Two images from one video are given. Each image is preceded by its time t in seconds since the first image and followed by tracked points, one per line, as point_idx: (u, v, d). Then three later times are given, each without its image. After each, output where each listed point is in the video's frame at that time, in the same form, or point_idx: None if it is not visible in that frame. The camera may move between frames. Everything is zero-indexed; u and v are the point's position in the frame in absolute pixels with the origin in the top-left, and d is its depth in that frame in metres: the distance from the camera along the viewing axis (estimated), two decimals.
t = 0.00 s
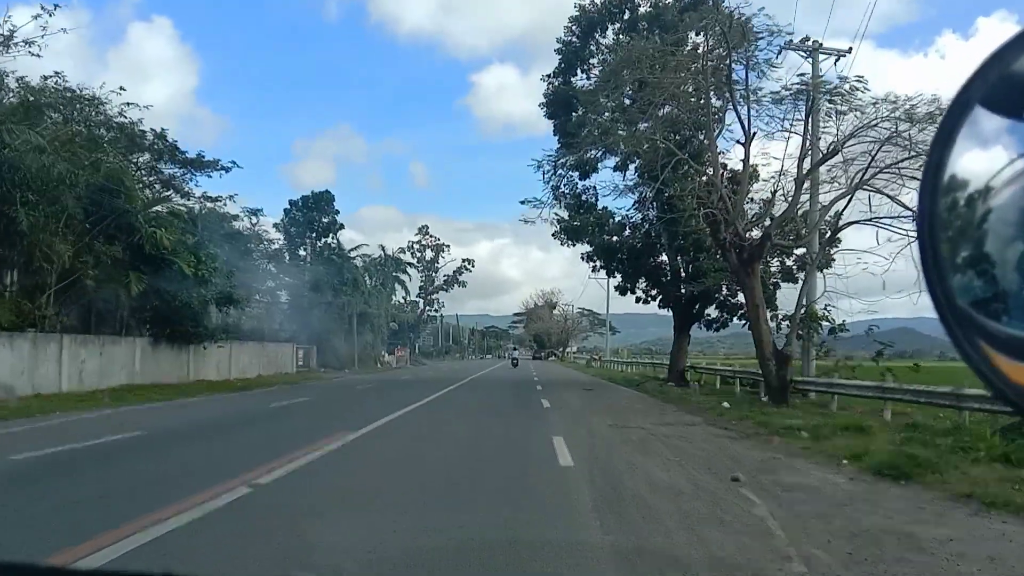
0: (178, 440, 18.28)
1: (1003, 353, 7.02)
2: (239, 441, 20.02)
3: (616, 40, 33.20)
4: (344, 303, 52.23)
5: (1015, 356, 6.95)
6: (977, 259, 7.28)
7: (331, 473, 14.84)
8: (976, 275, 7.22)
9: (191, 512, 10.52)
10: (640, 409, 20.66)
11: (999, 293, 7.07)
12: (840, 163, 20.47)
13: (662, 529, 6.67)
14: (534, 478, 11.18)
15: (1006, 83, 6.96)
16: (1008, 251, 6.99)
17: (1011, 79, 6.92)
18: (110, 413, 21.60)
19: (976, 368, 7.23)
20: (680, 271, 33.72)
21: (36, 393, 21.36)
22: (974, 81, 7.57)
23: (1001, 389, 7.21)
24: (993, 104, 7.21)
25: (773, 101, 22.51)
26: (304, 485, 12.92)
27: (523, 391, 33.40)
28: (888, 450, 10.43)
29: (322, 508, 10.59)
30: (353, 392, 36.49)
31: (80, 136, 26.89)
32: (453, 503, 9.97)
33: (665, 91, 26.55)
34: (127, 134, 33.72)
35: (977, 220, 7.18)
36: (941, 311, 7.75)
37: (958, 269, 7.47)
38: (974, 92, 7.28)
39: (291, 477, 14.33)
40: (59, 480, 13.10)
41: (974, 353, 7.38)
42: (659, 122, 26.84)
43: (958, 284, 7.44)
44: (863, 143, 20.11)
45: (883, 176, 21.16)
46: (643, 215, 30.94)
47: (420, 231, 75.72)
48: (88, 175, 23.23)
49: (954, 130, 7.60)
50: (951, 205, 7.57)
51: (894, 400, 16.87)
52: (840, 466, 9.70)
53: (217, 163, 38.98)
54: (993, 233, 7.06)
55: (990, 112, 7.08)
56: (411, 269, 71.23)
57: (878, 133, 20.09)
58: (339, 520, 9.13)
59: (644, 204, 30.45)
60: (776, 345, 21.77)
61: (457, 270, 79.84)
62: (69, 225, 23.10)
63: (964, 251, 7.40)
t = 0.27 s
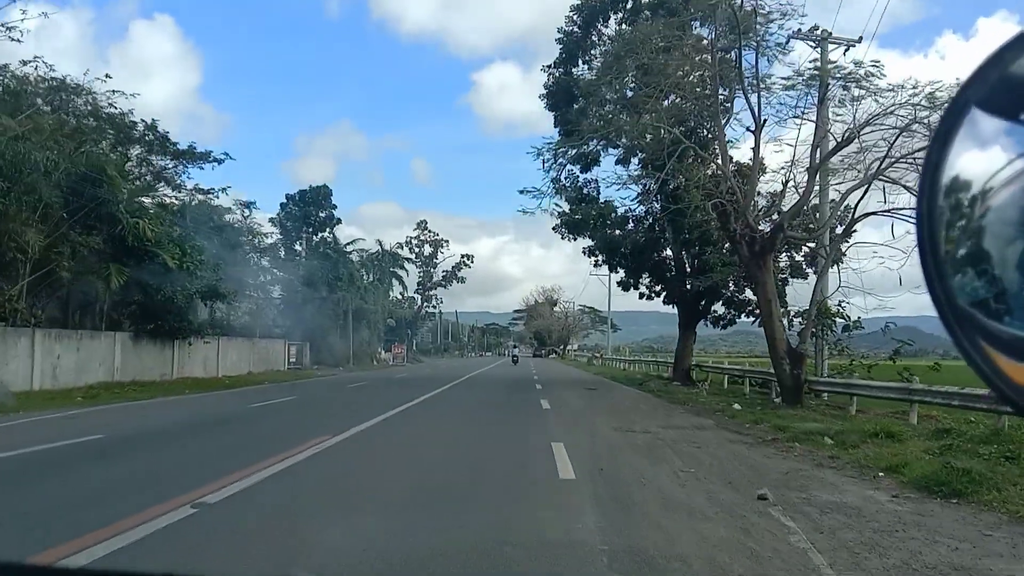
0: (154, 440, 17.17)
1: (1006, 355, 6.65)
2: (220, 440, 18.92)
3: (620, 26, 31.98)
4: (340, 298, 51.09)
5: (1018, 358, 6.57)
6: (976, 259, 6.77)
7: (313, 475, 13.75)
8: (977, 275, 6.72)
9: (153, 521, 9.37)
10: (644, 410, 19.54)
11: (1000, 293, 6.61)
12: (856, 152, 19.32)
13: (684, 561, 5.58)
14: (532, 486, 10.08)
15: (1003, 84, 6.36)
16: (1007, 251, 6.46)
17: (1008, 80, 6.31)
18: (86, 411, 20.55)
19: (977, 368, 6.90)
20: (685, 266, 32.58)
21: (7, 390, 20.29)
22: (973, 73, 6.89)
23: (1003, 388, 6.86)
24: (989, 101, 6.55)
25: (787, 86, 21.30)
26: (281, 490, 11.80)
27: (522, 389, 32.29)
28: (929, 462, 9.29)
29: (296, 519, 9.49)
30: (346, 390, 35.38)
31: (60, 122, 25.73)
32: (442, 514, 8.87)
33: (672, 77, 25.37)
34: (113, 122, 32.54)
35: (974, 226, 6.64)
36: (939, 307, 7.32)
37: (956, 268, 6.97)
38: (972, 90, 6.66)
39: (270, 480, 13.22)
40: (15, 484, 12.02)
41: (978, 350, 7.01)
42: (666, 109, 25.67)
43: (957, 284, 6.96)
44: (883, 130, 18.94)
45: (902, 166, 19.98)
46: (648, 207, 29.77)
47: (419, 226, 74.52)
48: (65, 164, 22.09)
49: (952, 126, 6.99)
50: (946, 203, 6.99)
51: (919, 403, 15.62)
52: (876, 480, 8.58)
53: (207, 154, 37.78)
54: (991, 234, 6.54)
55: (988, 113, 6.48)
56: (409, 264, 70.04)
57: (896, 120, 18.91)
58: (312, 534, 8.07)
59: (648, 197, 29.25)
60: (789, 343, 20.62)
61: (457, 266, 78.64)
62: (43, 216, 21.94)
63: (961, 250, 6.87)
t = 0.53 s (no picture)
0: (133, 444, 16.14)
1: (1005, 351, 7.21)
2: (204, 442, 17.89)
3: (626, 14, 30.87)
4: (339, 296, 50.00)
5: (1013, 356, 7.10)
6: (976, 260, 7.31)
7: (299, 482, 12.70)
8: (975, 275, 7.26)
9: (109, 541, 8.29)
10: (653, 414, 18.46)
11: (998, 294, 7.11)
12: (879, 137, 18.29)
13: None
14: (533, 501, 9.04)
15: (1005, 95, 7.16)
16: (1005, 252, 6.91)
17: (1010, 93, 7.13)
18: (66, 413, 19.54)
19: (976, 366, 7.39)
20: (692, 263, 31.51)
21: None
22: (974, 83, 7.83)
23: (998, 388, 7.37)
24: (992, 104, 7.40)
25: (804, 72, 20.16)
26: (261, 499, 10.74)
27: (524, 390, 31.21)
28: (981, 479, 8.19)
29: (272, 536, 8.44)
30: (343, 391, 34.33)
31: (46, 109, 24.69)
32: (431, 535, 7.82)
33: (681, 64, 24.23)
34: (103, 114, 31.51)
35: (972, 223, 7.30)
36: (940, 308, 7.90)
37: (956, 269, 7.56)
38: (975, 99, 7.47)
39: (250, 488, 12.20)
40: None
41: (975, 348, 7.55)
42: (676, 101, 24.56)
43: (957, 284, 7.56)
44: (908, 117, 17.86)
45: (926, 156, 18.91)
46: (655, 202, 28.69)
47: (420, 224, 73.47)
48: (42, 158, 21.12)
49: (954, 135, 7.78)
50: (949, 203, 7.66)
51: (951, 408, 14.36)
52: (925, 501, 7.51)
53: (201, 147, 36.73)
54: (990, 230, 7.00)
55: (991, 120, 7.22)
56: (411, 262, 68.91)
57: (922, 107, 17.83)
58: (282, 557, 7.10)
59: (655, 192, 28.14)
60: (805, 343, 19.50)
61: (459, 265, 77.58)
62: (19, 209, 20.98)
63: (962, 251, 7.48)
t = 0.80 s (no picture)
0: (99, 452, 15.01)
1: (1005, 352, 7.42)
2: (177, 448, 16.75)
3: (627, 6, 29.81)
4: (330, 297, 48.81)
5: (1014, 355, 7.28)
6: (977, 262, 7.53)
7: (274, 498, 11.59)
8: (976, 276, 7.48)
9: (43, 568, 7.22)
10: (655, 424, 17.37)
11: (999, 295, 7.31)
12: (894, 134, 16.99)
13: None
14: (529, 525, 7.96)
15: (1001, 99, 7.43)
16: (1005, 252, 7.12)
17: (1006, 98, 7.42)
18: (33, 416, 18.39)
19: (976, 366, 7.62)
20: (694, 265, 30.40)
21: None
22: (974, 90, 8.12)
23: (1002, 388, 7.53)
24: (990, 110, 7.65)
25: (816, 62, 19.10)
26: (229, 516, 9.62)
27: (520, 395, 30.06)
28: None
29: (232, 567, 7.35)
30: (332, 394, 33.14)
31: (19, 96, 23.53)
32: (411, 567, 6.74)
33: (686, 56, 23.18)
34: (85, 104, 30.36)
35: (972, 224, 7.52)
36: (943, 309, 8.10)
37: (957, 270, 7.79)
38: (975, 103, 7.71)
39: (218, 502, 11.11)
40: None
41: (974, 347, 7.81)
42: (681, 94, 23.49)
43: (958, 284, 7.77)
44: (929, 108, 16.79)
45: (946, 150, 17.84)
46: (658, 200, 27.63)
47: (415, 224, 72.31)
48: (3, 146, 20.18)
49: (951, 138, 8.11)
50: (949, 206, 7.93)
51: (981, 420, 13.28)
52: (984, 536, 6.43)
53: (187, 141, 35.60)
54: (990, 233, 7.21)
55: (989, 120, 7.48)
56: (405, 263, 67.66)
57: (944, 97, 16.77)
58: None
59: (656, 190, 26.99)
60: (817, 349, 18.42)
61: (454, 266, 76.43)
62: None
63: (964, 253, 7.69)
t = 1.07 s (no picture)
0: (56, 449, 13.90)
1: (1004, 354, 6.32)
2: (149, 444, 15.70)
3: None
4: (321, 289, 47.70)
5: (1014, 356, 6.19)
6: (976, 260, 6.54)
7: (236, 492, 10.45)
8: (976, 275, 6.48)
9: None
10: (657, 422, 16.33)
11: (998, 294, 6.28)
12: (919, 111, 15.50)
13: None
14: (528, 539, 6.93)
15: (1004, 86, 6.51)
16: (1005, 250, 6.15)
17: (1008, 83, 6.50)
18: None
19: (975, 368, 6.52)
20: (695, 256, 29.34)
21: None
22: (972, 84, 7.22)
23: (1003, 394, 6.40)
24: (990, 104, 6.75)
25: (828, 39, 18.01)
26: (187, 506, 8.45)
27: (514, 389, 29.05)
28: None
29: None
30: (320, 389, 32.10)
31: None
32: None
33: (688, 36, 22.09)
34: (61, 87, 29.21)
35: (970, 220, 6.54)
36: (942, 313, 7.08)
37: (958, 271, 6.77)
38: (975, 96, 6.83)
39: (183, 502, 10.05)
40: None
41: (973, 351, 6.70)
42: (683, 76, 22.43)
43: (957, 284, 6.76)
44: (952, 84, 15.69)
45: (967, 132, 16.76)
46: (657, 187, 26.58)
47: (408, 215, 71.13)
48: None
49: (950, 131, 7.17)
50: (946, 204, 6.95)
51: (1013, 422, 12.24)
52: None
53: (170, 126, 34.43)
54: (989, 231, 6.28)
55: (987, 114, 6.58)
56: (398, 255, 66.53)
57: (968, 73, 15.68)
58: None
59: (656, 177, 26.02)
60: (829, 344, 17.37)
61: (447, 258, 75.30)
62: None
63: (964, 252, 6.70)
